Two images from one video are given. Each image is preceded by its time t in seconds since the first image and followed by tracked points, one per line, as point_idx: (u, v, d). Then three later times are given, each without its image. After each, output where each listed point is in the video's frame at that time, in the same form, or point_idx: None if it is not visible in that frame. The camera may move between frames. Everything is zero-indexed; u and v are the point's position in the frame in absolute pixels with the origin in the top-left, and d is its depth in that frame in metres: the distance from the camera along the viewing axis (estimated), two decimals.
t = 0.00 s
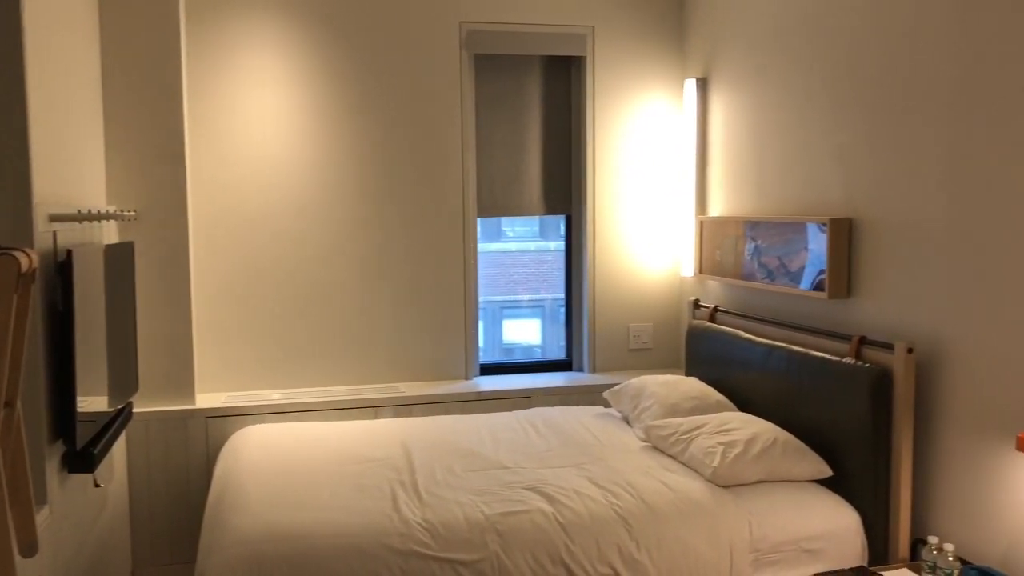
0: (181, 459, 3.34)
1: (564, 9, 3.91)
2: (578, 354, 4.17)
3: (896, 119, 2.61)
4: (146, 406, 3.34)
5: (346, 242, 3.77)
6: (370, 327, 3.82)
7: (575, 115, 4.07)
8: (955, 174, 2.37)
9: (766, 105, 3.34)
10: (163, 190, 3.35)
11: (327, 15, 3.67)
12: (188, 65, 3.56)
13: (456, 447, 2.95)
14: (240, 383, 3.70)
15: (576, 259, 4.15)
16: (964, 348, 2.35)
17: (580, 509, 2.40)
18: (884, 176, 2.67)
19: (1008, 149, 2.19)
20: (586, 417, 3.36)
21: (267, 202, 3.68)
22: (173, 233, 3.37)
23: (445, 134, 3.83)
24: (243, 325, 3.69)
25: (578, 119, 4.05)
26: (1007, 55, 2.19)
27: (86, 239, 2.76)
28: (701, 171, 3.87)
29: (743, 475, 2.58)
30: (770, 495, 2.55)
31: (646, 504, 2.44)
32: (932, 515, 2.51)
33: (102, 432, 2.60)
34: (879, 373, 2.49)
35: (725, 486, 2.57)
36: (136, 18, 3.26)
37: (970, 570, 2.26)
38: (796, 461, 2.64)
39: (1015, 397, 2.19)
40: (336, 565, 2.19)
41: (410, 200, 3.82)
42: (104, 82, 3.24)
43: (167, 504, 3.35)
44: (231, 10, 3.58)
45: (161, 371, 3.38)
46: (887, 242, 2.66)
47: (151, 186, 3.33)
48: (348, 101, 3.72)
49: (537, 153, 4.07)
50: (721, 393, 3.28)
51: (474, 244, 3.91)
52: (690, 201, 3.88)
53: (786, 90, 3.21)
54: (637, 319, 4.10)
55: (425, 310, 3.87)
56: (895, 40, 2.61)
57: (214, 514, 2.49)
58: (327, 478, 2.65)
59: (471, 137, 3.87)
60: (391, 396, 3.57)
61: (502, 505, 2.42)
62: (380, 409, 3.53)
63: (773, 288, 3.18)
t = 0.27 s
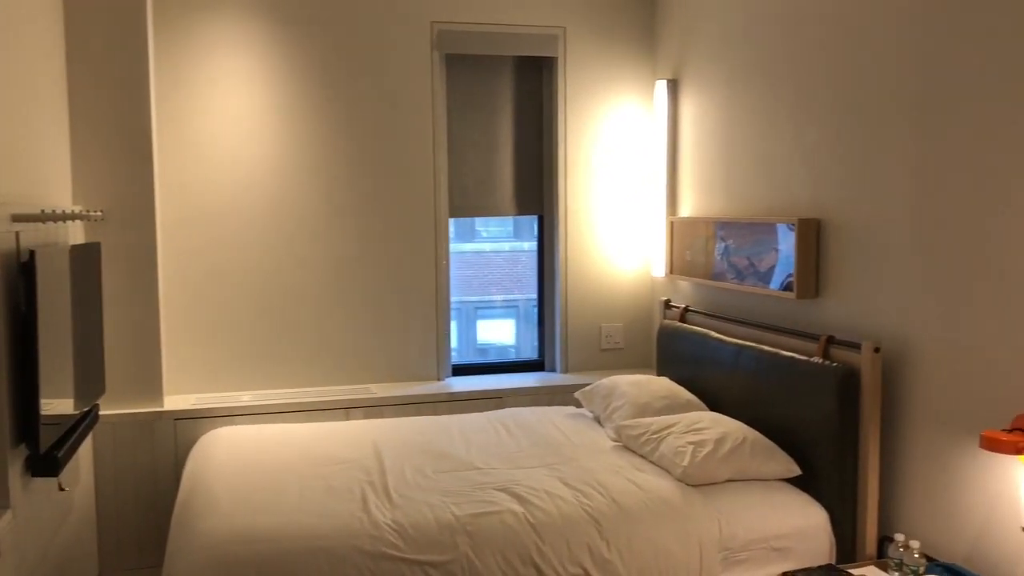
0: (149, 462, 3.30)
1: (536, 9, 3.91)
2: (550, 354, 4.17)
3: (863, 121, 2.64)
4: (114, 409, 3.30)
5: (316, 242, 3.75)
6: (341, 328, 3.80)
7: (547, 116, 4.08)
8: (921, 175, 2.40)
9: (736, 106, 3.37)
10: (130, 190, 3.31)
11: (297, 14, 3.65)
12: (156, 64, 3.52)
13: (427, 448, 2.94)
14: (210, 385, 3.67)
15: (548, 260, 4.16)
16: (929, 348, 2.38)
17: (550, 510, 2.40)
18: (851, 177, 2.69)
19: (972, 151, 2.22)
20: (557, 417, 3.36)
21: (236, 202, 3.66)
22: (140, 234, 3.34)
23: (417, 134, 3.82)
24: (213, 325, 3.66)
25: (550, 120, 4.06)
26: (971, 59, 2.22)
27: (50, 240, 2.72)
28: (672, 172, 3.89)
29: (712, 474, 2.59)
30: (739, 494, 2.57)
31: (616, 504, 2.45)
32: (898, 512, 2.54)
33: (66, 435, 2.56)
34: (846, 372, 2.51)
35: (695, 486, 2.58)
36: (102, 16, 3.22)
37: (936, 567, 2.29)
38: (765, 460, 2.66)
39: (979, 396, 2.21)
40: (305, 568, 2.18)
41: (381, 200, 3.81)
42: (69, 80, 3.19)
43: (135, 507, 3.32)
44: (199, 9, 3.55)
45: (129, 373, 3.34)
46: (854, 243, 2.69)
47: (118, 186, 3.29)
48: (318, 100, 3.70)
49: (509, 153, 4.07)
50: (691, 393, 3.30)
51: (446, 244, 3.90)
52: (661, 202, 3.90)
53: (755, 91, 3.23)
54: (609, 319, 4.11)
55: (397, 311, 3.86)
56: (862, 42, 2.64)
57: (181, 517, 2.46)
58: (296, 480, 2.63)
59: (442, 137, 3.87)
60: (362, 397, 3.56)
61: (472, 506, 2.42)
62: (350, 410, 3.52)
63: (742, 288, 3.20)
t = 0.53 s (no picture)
0: (116, 464, 3.26)
1: (506, 8, 3.91)
2: (522, 353, 4.18)
3: (830, 120, 2.66)
4: (79, 410, 3.26)
5: (285, 242, 3.72)
6: (311, 327, 3.78)
7: (518, 115, 4.08)
8: (887, 174, 2.42)
9: (705, 105, 3.38)
10: (96, 188, 3.27)
11: (265, 12, 3.62)
12: (121, 62, 3.48)
13: (399, 448, 2.93)
14: (178, 386, 3.63)
15: (520, 259, 4.16)
16: (895, 345, 2.40)
17: (521, 509, 2.40)
18: (819, 176, 2.72)
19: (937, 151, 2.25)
20: (529, 416, 3.36)
21: (205, 201, 3.62)
22: (106, 233, 3.29)
23: (387, 132, 3.80)
24: (181, 326, 3.62)
25: (521, 119, 4.06)
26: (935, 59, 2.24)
27: (13, 239, 2.68)
28: (643, 170, 3.90)
29: (682, 471, 2.60)
30: (709, 491, 2.58)
31: (586, 502, 2.45)
32: (866, 508, 2.56)
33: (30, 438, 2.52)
34: (814, 369, 2.53)
35: (665, 483, 2.59)
36: (65, 12, 3.17)
37: (903, 562, 2.31)
38: (735, 457, 2.68)
39: (944, 393, 2.24)
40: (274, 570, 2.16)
41: (352, 199, 3.78)
42: (32, 78, 3.15)
43: (102, 510, 3.27)
44: (165, 6, 3.51)
45: (95, 374, 3.30)
46: (822, 241, 2.71)
47: (83, 185, 3.25)
48: (287, 98, 3.67)
49: (480, 151, 4.06)
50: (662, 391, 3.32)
51: (417, 243, 3.88)
52: (631, 201, 3.91)
53: (724, 90, 3.25)
54: (581, 318, 4.12)
55: (367, 310, 3.84)
56: (829, 41, 2.66)
57: (148, 519, 2.43)
58: (265, 481, 2.61)
59: (413, 135, 3.85)
60: (332, 397, 3.53)
61: (443, 505, 2.41)
62: (321, 410, 3.50)
63: (712, 287, 3.21)
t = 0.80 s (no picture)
0: (81, 468, 3.22)
1: (475, 7, 3.90)
2: (494, 353, 4.17)
3: (797, 120, 2.68)
4: (44, 414, 3.21)
5: (254, 242, 3.69)
6: (280, 329, 3.75)
7: (488, 114, 4.07)
8: (852, 173, 2.44)
9: (673, 104, 3.40)
10: (59, 189, 3.22)
11: (232, 10, 3.59)
12: (85, 61, 3.43)
13: (369, 449, 2.92)
14: (145, 388, 3.59)
15: (491, 258, 4.16)
16: (861, 342, 2.42)
17: (491, 509, 2.40)
18: (786, 175, 2.74)
19: (900, 150, 2.27)
20: (500, 416, 3.36)
21: (171, 201, 3.58)
22: (70, 234, 3.25)
23: (357, 132, 3.78)
24: (147, 327, 3.58)
25: (491, 118, 4.05)
26: (898, 59, 2.27)
27: None
28: (612, 170, 3.91)
29: (652, 470, 2.61)
30: (678, 489, 2.59)
31: (556, 501, 2.45)
32: (833, 504, 2.58)
33: None
34: (782, 367, 2.55)
35: (635, 481, 2.60)
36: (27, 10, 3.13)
37: (869, 557, 2.32)
38: (703, 455, 2.69)
39: (908, 389, 2.26)
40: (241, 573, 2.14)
41: (321, 199, 3.76)
42: None
43: (67, 515, 3.23)
44: (130, 4, 3.47)
45: (59, 377, 3.25)
46: (789, 240, 2.73)
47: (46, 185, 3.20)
48: (254, 97, 3.64)
49: (450, 151, 4.05)
50: (632, 390, 3.33)
51: (386, 243, 3.87)
52: (601, 200, 3.92)
53: (692, 90, 3.26)
54: (552, 317, 4.12)
55: (337, 311, 3.82)
56: (796, 41, 2.68)
57: (113, 524, 2.40)
58: (233, 484, 2.58)
59: (382, 135, 3.83)
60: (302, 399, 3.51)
61: (413, 506, 2.40)
62: (290, 412, 3.47)
63: (681, 285, 3.23)
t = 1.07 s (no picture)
0: (46, 473, 3.17)
1: (444, 6, 3.90)
2: (465, 353, 4.16)
3: (764, 119, 2.70)
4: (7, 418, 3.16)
5: (222, 243, 3.66)
6: (249, 330, 3.72)
7: (458, 114, 4.06)
8: (818, 172, 2.46)
9: (643, 104, 3.41)
10: (22, 190, 3.17)
11: (198, 9, 3.55)
12: (48, 60, 3.38)
13: (339, 451, 2.90)
14: (111, 391, 3.55)
15: (462, 258, 4.15)
16: (828, 340, 2.44)
17: (461, 509, 2.39)
18: (753, 174, 2.75)
19: (865, 149, 2.29)
20: (471, 416, 3.36)
21: (137, 202, 3.54)
22: (33, 235, 3.20)
23: (326, 131, 3.75)
24: (113, 329, 3.54)
25: (461, 118, 4.05)
26: (863, 59, 2.29)
27: None
28: (583, 169, 3.91)
29: (622, 468, 2.62)
30: (648, 488, 2.60)
31: (526, 501, 2.45)
32: (801, 501, 2.60)
33: None
34: (750, 365, 2.57)
35: (605, 480, 2.61)
36: None
37: (836, 554, 2.32)
38: (673, 453, 2.70)
39: (874, 386, 2.28)
40: None
41: (289, 199, 3.73)
42: None
43: (31, 520, 3.18)
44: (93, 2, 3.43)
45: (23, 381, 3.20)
46: (757, 239, 2.75)
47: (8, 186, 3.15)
48: (222, 97, 3.61)
49: (420, 150, 4.04)
50: (603, 389, 3.34)
51: (356, 243, 3.85)
52: (572, 199, 3.93)
53: (661, 90, 3.28)
54: (524, 316, 4.12)
55: (307, 311, 3.79)
56: (762, 40, 2.70)
57: (76, 528, 2.37)
58: (200, 487, 2.56)
59: (352, 134, 3.81)
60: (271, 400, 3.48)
61: (382, 508, 2.39)
62: (259, 414, 3.44)
63: (651, 284, 3.24)
